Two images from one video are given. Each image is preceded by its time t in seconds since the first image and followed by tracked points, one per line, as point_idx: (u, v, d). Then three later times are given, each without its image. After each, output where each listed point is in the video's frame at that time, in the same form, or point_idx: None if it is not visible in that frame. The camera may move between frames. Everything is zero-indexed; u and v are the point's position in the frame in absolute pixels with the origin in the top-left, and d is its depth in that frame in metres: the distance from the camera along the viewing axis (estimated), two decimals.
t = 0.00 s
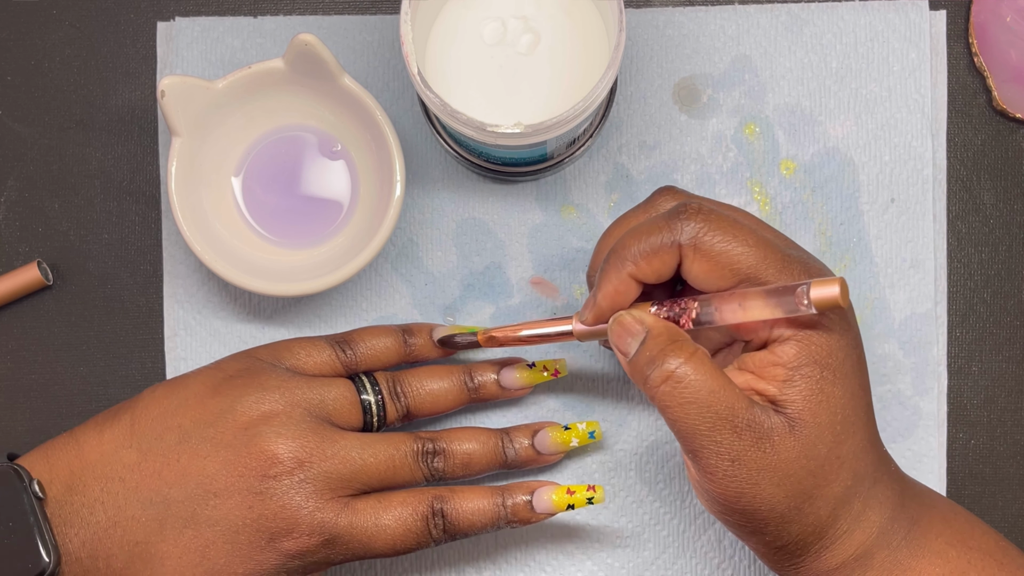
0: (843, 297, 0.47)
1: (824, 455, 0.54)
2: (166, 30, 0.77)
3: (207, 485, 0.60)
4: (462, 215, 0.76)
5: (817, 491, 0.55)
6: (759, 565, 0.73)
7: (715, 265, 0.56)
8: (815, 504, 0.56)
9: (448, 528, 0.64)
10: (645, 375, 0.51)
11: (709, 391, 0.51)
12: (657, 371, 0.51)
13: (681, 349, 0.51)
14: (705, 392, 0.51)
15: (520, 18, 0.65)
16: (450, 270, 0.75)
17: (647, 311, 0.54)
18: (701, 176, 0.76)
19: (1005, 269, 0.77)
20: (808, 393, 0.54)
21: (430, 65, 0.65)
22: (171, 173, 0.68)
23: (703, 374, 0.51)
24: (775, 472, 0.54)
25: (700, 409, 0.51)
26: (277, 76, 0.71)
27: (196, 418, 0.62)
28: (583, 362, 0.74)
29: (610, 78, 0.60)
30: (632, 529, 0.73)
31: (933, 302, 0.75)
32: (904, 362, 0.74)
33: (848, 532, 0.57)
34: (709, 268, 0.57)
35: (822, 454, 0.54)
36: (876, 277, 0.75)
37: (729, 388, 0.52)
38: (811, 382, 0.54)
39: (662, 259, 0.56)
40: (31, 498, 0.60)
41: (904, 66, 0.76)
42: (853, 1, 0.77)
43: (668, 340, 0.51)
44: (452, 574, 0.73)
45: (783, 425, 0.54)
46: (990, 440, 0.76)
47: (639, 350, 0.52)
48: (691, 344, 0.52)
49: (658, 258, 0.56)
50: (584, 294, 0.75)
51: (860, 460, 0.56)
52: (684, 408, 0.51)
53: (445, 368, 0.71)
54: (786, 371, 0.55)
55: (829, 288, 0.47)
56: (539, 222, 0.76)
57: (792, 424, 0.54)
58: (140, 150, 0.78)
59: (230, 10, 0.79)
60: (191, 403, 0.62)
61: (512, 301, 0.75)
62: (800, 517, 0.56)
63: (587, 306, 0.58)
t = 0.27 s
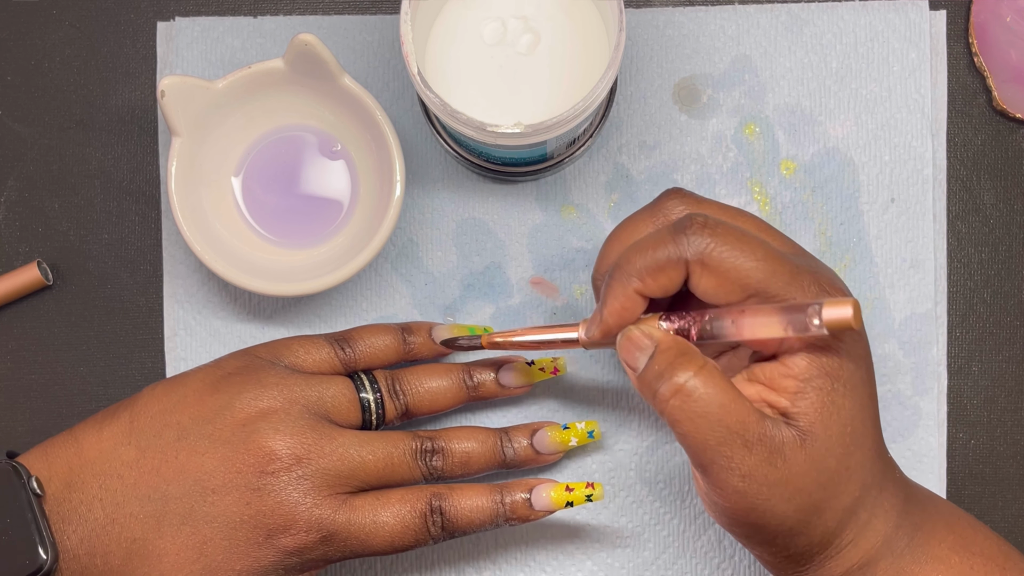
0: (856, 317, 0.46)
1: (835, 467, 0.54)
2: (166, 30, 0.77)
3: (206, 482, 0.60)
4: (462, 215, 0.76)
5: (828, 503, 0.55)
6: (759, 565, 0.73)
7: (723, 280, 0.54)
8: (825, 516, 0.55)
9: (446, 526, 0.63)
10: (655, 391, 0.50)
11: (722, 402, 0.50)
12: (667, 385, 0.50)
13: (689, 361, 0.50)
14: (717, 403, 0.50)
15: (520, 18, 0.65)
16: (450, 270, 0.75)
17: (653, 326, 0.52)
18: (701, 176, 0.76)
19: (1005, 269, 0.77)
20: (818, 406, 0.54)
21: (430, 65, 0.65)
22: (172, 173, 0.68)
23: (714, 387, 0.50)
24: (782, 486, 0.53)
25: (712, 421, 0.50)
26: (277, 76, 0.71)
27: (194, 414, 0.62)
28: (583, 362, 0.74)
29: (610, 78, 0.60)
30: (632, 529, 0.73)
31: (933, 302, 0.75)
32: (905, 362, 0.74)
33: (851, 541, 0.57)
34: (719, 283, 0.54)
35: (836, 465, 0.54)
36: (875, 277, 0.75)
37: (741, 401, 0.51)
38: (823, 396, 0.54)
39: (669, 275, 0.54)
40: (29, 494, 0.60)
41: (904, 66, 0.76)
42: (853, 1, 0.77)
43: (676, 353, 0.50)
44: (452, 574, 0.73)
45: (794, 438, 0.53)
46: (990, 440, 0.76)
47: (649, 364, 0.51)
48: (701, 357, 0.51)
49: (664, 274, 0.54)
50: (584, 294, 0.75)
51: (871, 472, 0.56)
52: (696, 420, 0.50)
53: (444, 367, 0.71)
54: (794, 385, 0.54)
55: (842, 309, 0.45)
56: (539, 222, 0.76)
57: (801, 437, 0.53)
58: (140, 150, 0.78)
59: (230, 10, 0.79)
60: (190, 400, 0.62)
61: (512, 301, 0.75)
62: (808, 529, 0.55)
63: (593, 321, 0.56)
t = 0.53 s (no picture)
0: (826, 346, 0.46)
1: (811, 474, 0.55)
2: (166, 30, 0.77)
3: (204, 477, 0.60)
4: (462, 215, 0.76)
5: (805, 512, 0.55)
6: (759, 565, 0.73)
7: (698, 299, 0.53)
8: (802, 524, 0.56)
9: (445, 524, 0.63)
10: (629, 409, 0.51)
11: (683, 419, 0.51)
12: (642, 404, 0.51)
13: (660, 381, 0.51)
14: (680, 422, 0.51)
15: (520, 18, 0.65)
16: (450, 270, 0.75)
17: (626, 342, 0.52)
18: (701, 176, 0.76)
19: (1005, 269, 0.77)
20: (797, 423, 0.54)
21: (430, 66, 0.65)
22: (172, 174, 0.68)
23: (684, 407, 0.51)
24: (759, 497, 0.54)
25: (679, 437, 0.51)
26: (277, 76, 0.71)
27: (195, 411, 0.62)
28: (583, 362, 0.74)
29: (610, 78, 0.60)
30: (632, 529, 0.73)
31: (933, 302, 0.75)
32: (904, 362, 0.74)
33: (837, 552, 0.57)
34: (696, 305, 0.54)
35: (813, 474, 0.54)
36: (876, 277, 0.75)
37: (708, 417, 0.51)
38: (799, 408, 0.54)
39: (645, 295, 0.54)
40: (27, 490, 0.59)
41: (905, 66, 0.76)
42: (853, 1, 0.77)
43: (647, 373, 0.51)
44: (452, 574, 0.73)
45: (770, 456, 0.53)
46: (990, 440, 0.76)
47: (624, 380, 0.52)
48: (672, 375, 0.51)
49: (638, 294, 0.54)
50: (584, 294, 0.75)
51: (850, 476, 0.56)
52: (664, 438, 0.51)
53: (444, 365, 0.71)
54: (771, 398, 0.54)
55: (812, 339, 0.46)
56: (539, 222, 0.76)
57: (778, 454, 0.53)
58: (140, 150, 0.78)
59: (230, 10, 0.79)
60: (190, 398, 0.62)
61: (512, 300, 0.75)
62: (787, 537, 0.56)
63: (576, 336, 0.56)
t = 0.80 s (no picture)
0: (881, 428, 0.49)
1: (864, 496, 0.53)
2: (167, 30, 0.77)
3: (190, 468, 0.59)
4: (462, 215, 0.76)
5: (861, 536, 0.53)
6: (759, 565, 0.73)
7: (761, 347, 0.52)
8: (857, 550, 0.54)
9: (426, 546, 0.61)
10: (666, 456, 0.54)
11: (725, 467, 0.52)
12: (677, 453, 0.53)
13: (698, 427, 0.53)
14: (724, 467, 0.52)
15: (520, 18, 0.65)
16: (450, 270, 0.75)
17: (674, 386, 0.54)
18: (701, 176, 0.76)
19: (1005, 269, 0.77)
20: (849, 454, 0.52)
21: (430, 65, 0.65)
22: (172, 174, 0.68)
23: (724, 451, 0.52)
24: (807, 535, 0.53)
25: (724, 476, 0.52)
26: (277, 76, 0.71)
27: (192, 410, 0.62)
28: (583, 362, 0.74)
29: (610, 78, 0.60)
30: (632, 529, 0.73)
31: (933, 302, 0.75)
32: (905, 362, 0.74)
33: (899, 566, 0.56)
34: (761, 352, 0.52)
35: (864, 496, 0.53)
36: (876, 277, 0.75)
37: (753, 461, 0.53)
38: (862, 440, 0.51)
39: (706, 352, 0.53)
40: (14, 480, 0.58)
41: (904, 66, 0.76)
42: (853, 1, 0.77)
43: (688, 418, 0.53)
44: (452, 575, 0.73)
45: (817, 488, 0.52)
46: (990, 440, 0.76)
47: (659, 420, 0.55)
48: (706, 414, 0.54)
49: (701, 350, 0.53)
50: (584, 294, 0.75)
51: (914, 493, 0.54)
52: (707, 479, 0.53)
53: (448, 404, 0.71)
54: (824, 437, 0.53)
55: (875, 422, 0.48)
56: (539, 222, 0.76)
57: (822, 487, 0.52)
58: (140, 150, 0.78)
59: (230, 9, 0.78)
60: (190, 399, 0.63)
61: (511, 300, 0.75)
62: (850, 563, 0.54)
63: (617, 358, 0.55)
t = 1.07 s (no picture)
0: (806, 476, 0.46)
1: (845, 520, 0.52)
2: (167, 30, 0.77)
3: (194, 467, 0.59)
4: (462, 215, 0.76)
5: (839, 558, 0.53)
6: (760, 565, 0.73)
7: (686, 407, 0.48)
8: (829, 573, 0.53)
9: (427, 547, 0.61)
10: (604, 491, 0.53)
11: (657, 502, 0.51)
12: (613, 491, 0.52)
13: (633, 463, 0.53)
14: (659, 504, 0.51)
15: (520, 18, 0.65)
16: (450, 270, 0.75)
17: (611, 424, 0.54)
18: (701, 176, 0.76)
19: (1005, 269, 0.77)
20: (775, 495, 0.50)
21: (430, 65, 0.65)
22: (172, 174, 0.68)
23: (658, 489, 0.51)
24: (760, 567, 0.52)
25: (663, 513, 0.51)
26: (277, 77, 0.71)
27: (195, 409, 0.61)
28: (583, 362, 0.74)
29: (610, 79, 0.60)
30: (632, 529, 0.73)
31: (933, 302, 0.75)
32: (904, 362, 0.74)
33: None
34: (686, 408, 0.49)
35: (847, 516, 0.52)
36: (875, 277, 0.75)
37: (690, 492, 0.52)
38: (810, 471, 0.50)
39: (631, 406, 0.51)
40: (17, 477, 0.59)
41: (904, 66, 0.76)
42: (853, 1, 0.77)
43: (621, 458, 0.53)
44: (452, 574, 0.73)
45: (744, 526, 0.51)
46: (990, 440, 0.76)
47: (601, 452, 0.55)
48: (640, 451, 0.53)
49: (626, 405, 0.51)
50: (583, 294, 0.75)
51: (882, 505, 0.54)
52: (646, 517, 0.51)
53: (448, 408, 0.71)
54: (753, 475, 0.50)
55: (796, 472, 0.45)
56: (539, 222, 0.76)
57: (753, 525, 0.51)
58: (140, 150, 0.78)
59: (230, 9, 0.78)
60: (194, 397, 0.62)
61: (511, 301, 0.75)
62: None
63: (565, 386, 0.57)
